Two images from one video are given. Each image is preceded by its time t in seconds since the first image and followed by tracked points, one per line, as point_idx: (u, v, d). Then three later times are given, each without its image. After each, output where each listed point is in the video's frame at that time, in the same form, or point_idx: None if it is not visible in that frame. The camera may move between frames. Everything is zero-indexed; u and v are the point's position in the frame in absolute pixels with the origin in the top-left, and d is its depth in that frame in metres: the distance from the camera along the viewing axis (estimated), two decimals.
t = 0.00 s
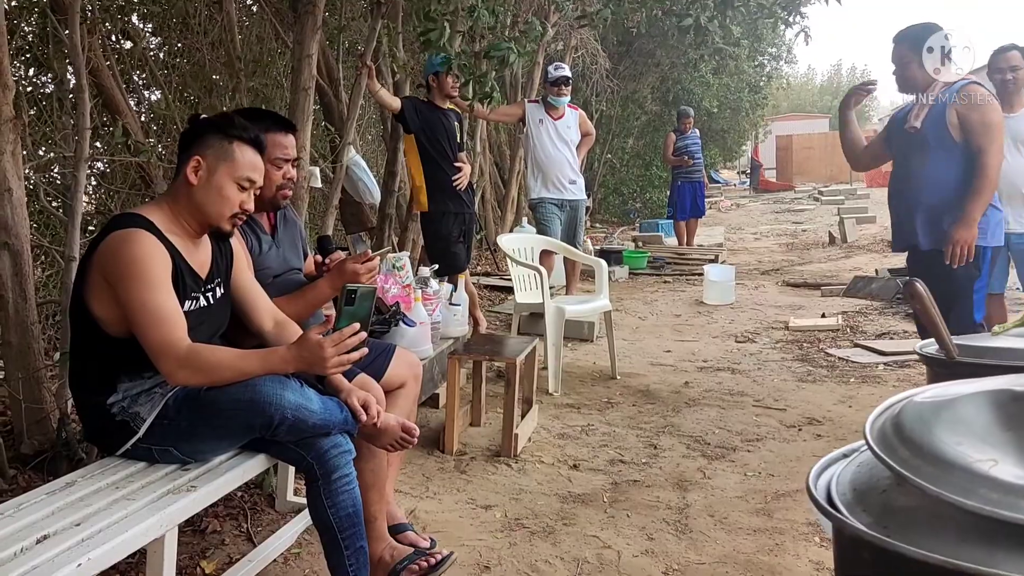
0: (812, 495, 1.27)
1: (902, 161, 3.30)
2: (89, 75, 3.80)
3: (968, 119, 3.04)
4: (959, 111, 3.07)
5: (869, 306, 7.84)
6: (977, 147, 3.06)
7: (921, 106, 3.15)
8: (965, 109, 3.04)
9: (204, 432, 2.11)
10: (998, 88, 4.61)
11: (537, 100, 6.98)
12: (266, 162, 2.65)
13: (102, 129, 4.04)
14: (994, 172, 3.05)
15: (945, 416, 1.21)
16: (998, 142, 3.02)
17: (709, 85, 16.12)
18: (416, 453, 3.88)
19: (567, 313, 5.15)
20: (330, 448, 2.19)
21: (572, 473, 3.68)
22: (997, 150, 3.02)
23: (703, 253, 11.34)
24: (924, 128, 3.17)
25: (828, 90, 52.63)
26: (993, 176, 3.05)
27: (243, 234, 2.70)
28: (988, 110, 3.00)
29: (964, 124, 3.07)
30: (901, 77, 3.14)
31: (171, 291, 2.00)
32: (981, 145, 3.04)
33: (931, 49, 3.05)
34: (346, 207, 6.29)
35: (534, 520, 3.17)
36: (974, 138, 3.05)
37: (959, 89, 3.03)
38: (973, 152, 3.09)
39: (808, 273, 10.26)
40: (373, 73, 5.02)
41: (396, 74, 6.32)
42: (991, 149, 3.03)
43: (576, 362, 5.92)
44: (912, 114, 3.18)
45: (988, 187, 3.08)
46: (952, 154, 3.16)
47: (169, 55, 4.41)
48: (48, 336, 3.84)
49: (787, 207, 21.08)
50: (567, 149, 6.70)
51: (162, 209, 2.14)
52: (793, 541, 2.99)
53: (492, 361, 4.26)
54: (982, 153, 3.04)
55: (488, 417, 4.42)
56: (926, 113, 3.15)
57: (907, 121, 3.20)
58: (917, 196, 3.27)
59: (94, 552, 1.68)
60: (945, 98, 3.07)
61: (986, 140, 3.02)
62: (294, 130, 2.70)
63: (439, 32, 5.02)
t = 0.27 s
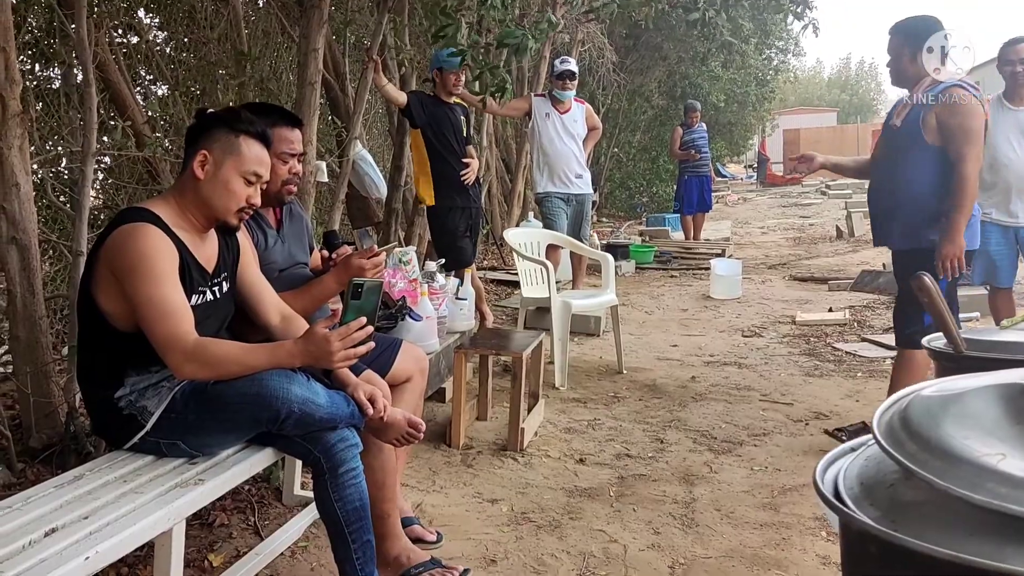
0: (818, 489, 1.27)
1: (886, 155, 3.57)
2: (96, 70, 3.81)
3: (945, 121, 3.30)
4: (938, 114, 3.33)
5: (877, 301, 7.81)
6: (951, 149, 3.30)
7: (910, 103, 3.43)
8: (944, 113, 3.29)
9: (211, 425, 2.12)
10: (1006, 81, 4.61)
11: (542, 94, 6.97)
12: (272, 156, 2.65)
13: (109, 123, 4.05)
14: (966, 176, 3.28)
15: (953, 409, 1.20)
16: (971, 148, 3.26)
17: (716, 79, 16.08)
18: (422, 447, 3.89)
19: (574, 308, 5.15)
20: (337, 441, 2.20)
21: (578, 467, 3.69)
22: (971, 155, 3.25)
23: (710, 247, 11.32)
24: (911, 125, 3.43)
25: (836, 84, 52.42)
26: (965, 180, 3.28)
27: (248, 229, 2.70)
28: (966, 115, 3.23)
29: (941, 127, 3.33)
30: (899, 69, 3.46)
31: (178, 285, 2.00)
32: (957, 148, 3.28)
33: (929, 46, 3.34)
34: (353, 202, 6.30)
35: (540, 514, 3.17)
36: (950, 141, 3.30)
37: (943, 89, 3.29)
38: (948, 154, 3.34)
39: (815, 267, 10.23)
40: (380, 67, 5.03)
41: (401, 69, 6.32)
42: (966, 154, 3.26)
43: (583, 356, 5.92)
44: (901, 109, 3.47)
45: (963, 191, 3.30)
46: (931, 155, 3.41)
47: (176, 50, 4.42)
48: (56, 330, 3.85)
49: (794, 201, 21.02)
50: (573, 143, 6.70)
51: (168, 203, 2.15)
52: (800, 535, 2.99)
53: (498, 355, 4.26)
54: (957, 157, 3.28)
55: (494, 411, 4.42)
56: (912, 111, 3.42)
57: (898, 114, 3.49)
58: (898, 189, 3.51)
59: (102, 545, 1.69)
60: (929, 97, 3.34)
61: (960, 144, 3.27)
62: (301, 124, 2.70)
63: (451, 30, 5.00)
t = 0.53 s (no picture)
0: (821, 488, 1.26)
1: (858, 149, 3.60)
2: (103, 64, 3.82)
3: (911, 122, 3.32)
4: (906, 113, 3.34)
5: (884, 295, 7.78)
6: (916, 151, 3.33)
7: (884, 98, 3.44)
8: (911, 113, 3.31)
9: (216, 420, 2.12)
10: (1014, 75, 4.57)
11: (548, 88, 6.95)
12: (279, 151, 2.65)
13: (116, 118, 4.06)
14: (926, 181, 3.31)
15: (957, 408, 1.19)
16: (934, 152, 3.28)
17: (724, 72, 16.02)
18: (428, 442, 3.89)
19: (580, 302, 5.14)
20: (341, 437, 2.20)
21: (584, 462, 3.69)
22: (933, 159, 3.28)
23: (717, 242, 11.30)
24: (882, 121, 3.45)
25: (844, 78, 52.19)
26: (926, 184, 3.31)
27: (254, 224, 2.70)
28: (931, 119, 3.25)
29: (907, 127, 3.35)
30: (881, 59, 3.48)
31: (183, 280, 2.01)
32: (922, 150, 3.30)
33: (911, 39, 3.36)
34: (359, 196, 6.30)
35: (546, 509, 3.17)
36: (915, 143, 3.32)
37: (914, 88, 3.30)
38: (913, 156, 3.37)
39: (823, 262, 10.20)
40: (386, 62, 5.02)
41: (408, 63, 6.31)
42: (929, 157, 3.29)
43: (588, 351, 5.91)
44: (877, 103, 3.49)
45: (923, 194, 3.33)
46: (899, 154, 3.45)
47: (183, 44, 4.42)
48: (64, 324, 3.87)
49: (802, 196, 20.96)
50: (579, 137, 6.68)
51: (174, 197, 2.15)
52: (806, 531, 2.99)
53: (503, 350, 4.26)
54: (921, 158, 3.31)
55: (500, 406, 4.42)
56: (884, 107, 3.44)
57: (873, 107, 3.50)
58: (865, 184, 3.55)
59: (107, 540, 1.69)
60: (900, 94, 3.35)
61: (923, 147, 3.29)
62: (308, 120, 2.70)
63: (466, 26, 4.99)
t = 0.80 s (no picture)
0: (798, 541, 1.28)
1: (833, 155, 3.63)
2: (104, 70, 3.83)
3: (881, 130, 3.35)
4: (877, 121, 3.37)
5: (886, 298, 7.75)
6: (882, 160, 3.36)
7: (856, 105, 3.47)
8: (882, 122, 3.34)
9: (212, 435, 2.12)
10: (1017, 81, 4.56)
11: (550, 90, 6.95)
12: (280, 163, 2.65)
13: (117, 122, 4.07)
14: (887, 191, 3.33)
15: (932, 461, 1.20)
16: (899, 162, 3.30)
17: (728, 72, 15.99)
18: (427, 448, 3.90)
19: (580, 307, 5.14)
20: (337, 450, 2.21)
21: (582, 470, 3.69)
22: (897, 168, 3.30)
23: (720, 243, 11.29)
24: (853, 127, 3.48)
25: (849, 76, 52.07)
26: (887, 193, 3.33)
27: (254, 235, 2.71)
28: (897, 128, 3.28)
29: (877, 135, 3.38)
30: (857, 64, 3.51)
31: (179, 294, 2.01)
32: (889, 159, 3.33)
33: (884, 44, 3.40)
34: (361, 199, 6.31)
35: (543, 518, 3.18)
36: (883, 152, 3.35)
37: (884, 96, 3.33)
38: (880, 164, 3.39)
39: (825, 264, 10.18)
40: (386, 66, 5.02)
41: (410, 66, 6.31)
42: (894, 166, 3.31)
43: (589, 355, 5.91)
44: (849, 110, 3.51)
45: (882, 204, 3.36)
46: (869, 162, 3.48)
47: (185, 47, 4.43)
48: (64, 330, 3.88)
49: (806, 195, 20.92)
50: (582, 139, 6.68)
51: (171, 211, 2.15)
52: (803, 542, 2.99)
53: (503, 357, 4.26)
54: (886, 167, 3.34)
55: (499, 411, 4.43)
56: (855, 114, 3.46)
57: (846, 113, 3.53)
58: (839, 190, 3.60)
59: (101, 558, 1.70)
60: (871, 102, 3.38)
61: (888, 156, 3.32)
62: (311, 132, 2.70)
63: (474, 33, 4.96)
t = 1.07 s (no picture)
0: None
1: (815, 174, 3.69)
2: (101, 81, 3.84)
3: (863, 149, 3.40)
4: (858, 141, 3.43)
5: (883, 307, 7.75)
6: (866, 178, 3.41)
7: (836, 124, 3.53)
8: (863, 141, 3.40)
9: (205, 458, 2.14)
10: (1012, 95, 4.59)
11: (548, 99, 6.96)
12: (279, 184, 2.67)
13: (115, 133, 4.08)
14: (873, 209, 3.37)
15: (902, 531, 1.27)
16: (882, 180, 3.35)
17: (726, 78, 16.02)
18: (421, 462, 3.91)
19: (575, 319, 5.16)
20: (329, 472, 2.22)
21: (576, 485, 3.70)
22: (881, 187, 3.35)
23: (717, 250, 11.30)
24: (834, 147, 3.54)
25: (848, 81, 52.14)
26: (873, 211, 3.38)
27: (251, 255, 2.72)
28: (879, 147, 3.33)
29: (859, 154, 3.43)
30: (833, 85, 3.59)
31: (173, 319, 2.02)
32: (871, 177, 3.38)
33: (860, 64, 3.48)
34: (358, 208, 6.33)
35: (536, 535, 3.19)
36: (865, 170, 3.40)
37: (864, 115, 3.39)
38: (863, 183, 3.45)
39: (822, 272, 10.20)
40: (384, 78, 5.03)
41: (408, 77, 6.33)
42: (877, 185, 3.36)
43: (585, 366, 5.92)
44: (829, 129, 3.57)
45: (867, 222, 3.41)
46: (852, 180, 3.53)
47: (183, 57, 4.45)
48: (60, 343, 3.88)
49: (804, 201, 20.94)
50: (579, 149, 6.70)
51: (165, 234, 2.15)
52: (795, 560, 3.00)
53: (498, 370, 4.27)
54: (870, 185, 3.39)
55: (494, 424, 4.44)
56: (836, 133, 3.52)
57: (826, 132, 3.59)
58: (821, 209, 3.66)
59: None
60: (852, 121, 3.44)
61: (871, 175, 3.37)
62: (310, 153, 2.72)
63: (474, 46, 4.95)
